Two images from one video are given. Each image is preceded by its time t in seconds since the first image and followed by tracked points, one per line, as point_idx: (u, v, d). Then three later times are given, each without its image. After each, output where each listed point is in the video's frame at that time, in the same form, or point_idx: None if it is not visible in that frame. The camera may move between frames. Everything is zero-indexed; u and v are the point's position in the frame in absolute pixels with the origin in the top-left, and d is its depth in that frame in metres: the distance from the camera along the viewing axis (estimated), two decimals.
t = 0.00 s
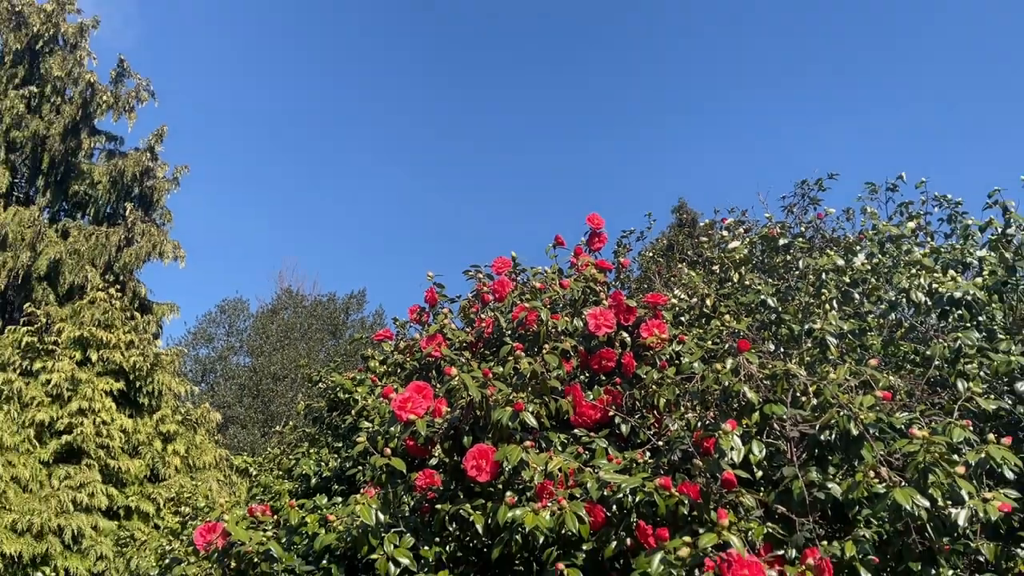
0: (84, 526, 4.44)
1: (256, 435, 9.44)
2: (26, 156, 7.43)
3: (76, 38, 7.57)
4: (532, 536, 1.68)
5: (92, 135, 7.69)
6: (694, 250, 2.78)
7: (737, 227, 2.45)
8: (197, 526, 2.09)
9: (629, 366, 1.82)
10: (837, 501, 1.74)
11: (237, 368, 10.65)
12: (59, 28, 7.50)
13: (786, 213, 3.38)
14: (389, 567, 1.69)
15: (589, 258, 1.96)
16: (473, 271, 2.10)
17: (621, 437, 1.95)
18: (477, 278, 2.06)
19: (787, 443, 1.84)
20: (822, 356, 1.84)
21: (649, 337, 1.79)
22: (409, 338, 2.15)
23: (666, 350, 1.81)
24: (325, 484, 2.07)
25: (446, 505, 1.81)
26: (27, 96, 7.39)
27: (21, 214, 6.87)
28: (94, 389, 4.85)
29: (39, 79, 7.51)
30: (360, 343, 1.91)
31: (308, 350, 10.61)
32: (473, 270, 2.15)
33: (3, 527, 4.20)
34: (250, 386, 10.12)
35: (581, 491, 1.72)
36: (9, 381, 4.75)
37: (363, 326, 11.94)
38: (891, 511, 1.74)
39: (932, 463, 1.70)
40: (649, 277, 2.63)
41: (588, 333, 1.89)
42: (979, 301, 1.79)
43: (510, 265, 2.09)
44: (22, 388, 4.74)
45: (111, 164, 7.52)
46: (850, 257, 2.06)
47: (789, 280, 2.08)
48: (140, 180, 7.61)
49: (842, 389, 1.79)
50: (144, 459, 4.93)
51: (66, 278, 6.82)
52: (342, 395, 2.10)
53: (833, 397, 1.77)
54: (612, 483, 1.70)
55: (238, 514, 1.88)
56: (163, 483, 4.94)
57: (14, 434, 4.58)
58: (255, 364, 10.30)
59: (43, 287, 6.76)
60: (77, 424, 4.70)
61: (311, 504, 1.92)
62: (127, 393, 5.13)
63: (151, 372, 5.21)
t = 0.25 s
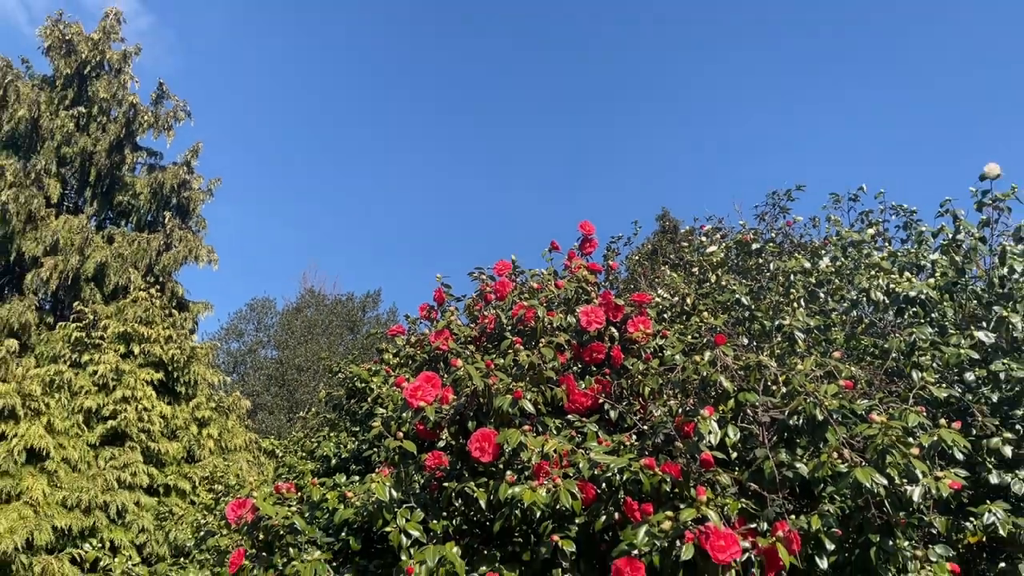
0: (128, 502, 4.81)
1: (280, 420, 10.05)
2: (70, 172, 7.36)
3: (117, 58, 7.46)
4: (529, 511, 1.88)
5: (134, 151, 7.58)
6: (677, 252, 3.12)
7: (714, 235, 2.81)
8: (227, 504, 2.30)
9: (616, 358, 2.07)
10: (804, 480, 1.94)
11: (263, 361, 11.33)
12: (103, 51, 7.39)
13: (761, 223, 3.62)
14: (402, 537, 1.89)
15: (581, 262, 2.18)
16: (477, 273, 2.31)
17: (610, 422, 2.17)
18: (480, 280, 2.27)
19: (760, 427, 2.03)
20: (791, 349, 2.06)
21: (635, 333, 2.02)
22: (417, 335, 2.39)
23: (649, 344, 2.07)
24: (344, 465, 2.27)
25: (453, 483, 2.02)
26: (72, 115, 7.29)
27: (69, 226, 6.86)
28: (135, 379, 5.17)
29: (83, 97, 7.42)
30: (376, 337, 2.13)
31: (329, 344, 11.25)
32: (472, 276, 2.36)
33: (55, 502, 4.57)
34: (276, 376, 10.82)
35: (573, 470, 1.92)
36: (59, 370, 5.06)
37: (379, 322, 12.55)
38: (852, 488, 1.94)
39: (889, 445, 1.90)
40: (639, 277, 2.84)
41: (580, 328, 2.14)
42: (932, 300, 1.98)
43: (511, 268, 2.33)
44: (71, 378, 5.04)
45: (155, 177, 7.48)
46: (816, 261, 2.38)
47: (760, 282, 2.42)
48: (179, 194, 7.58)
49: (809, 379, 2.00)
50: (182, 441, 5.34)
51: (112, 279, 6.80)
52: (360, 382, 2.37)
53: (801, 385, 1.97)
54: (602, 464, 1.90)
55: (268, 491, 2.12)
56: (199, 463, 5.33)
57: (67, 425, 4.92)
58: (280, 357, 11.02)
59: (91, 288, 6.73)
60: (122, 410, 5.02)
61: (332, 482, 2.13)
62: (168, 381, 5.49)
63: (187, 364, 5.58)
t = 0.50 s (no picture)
0: (169, 479, 5.13)
1: (306, 406, 10.75)
2: (112, 184, 7.31)
3: (151, 75, 7.44)
4: (530, 486, 2.09)
5: (171, 161, 7.58)
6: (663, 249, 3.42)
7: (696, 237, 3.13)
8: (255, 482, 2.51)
9: (607, 348, 2.33)
10: (778, 458, 2.13)
11: (286, 352, 11.96)
12: (140, 69, 7.38)
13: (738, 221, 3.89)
14: (414, 509, 2.12)
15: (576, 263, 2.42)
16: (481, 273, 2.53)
17: (602, 407, 2.39)
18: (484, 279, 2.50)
19: (738, 410, 2.23)
20: (766, 339, 2.28)
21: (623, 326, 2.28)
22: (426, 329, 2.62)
23: (636, 336, 2.33)
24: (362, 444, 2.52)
25: (460, 461, 2.23)
26: (113, 129, 7.24)
27: (111, 232, 6.82)
28: (172, 367, 5.45)
29: (122, 112, 7.38)
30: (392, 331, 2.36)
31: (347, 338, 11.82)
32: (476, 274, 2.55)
33: (105, 479, 4.86)
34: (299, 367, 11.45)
35: (569, 449, 2.14)
36: (106, 360, 5.20)
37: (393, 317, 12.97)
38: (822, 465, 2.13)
39: (857, 426, 2.08)
40: (632, 273, 3.03)
41: (574, 321, 2.40)
42: (895, 295, 2.20)
43: (511, 268, 2.58)
44: (116, 367, 5.21)
45: (190, 188, 7.45)
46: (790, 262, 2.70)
47: (737, 279, 2.73)
48: (211, 202, 7.55)
49: (784, 367, 2.17)
50: (216, 425, 5.69)
51: (152, 280, 6.76)
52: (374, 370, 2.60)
53: (777, 371, 2.15)
54: (595, 444, 2.13)
55: (292, 468, 2.34)
56: (229, 446, 5.67)
57: (116, 412, 5.13)
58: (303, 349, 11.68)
59: (133, 288, 6.66)
60: (162, 395, 5.30)
61: (350, 460, 2.38)
62: (203, 370, 5.82)
63: (220, 356, 5.89)
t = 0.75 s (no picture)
0: (202, 461, 5.41)
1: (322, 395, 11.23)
2: (149, 195, 7.50)
3: (186, 95, 7.64)
4: (528, 467, 2.33)
5: (203, 173, 7.82)
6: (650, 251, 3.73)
7: (679, 241, 3.44)
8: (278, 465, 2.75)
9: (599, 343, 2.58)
10: (753, 442, 2.35)
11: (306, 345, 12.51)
12: (177, 90, 7.58)
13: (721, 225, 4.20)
14: (424, 488, 2.35)
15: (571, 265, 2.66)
16: (484, 274, 2.76)
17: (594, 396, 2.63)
18: (486, 279, 2.74)
19: (717, 399, 2.46)
20: (742, 334, 2.54)
21: (614, 323, 2.55)
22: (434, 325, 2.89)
23: (625, 330, 2.60)
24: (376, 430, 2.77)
25: (465, 445, 2.48)
26: (151, 144, 7.45)
27: (150, 239, 6.99)
28: (204, 360, 5.70)
29: (159, 129, 7.60)
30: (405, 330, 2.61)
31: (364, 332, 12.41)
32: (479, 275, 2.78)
33: (143, 460, 5.08)
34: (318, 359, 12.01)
35: (564, 433, 2.38)
36: (145, 352, 5.47)
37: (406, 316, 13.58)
38: (792, 447, 2.37)
39: (824, 413, 2.28)
40: (622, 275, 3.27)
41: (567, 318, 2.65)
42: (859, 294, 2.47)
43: (512, 270, 2.84)
44: (155, 360, 5.50)
45: (221, 198, 7.71)
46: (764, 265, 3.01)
47: (716, 280, 3.06)
48: (240, 211, 7.84)
49: (757, 359, 2.40)
50: (244, 413, 5.96)
51: (186, 280, 6.98)
52: (388, 362, 2.88)
53: (752, 364, 2.38)
54: (588, 428, 2.36)
55: (314, 451, 2.58)
56: (257, 432, 5.96)
57: (156, 401, 5.39)
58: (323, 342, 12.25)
59: (169, 287, 6.89)
60: (197, 385, 5.58)
61: (366, 444, 2.63)
62: (234, 363, 6.12)
63: (247, 349, 6.14)
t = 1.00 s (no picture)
0: (231, 444, 5.57)
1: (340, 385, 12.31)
2: (184, 204, 7.72)
3: (217, 112, 7.88)
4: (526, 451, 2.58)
5: (233, 184, 8.09)
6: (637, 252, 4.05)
7: (663, 245, 3.76)
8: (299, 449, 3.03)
9: (590, 337, 2.88)
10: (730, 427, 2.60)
11: (324, 340, 13.53)
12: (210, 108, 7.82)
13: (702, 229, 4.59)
14: (432, 469, 2.61)
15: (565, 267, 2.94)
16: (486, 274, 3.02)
17: (586, 385, 2.90)
18: (488, 279, 3.00)
19: (698, 389, 2.72)
20: (719, 330, 2.81)
21: (604, 320, 2.84)
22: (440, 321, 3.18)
23: (614, 326, 2.88)
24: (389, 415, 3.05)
25: (470, 429, 2.74)
26: (185, 158, 7.68)
27: (184, 244, 7.19)
28: (233, 354, 5.90)
29: (194, 144, 7.83)
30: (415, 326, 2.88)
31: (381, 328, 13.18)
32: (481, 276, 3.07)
33: (179, 443, 5.24)
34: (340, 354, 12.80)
35: (559, 419, 2.63)
36: (180, 345, 5.69)
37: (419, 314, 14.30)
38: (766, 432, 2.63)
39: (794, 400, 2.51)
40: (611, 275, 3.56)
41: (561, 315, 2.95)
42: (826, 293, 2.74)
43: (512, 271, 3.13)
44: (188, 352, 5.74)
45: (248, 207, 7.98)
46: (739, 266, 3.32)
47: (696, 280, 3.42)
48: (265, 218, 8.12)
49: (733, 351, 2.66)
50: (269, 401, 6.12)
51: (218, 280, 7.25)
52: (398, 355, 3.18)
53: (729, 356, 2.64)
54: (580, 414, 2.61)
55: (332, 435, 2.85)
56: (280, 418, 6.08)
57: (190, 389, 5.58)
58: (342, 337, 13.37)
59: (204, 287, 7.12)
60: (227, 374, 5.79)
61: (378, 429, 2.90)
62: (259, 354, 6.30)
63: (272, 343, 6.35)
